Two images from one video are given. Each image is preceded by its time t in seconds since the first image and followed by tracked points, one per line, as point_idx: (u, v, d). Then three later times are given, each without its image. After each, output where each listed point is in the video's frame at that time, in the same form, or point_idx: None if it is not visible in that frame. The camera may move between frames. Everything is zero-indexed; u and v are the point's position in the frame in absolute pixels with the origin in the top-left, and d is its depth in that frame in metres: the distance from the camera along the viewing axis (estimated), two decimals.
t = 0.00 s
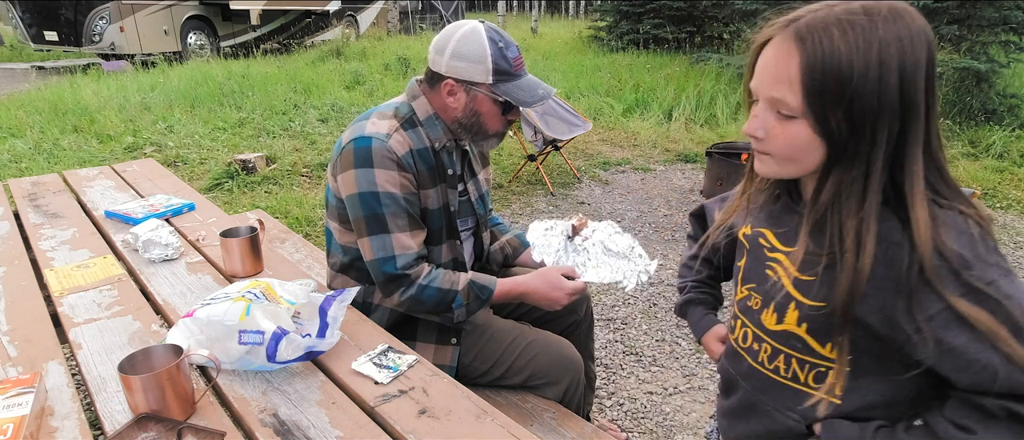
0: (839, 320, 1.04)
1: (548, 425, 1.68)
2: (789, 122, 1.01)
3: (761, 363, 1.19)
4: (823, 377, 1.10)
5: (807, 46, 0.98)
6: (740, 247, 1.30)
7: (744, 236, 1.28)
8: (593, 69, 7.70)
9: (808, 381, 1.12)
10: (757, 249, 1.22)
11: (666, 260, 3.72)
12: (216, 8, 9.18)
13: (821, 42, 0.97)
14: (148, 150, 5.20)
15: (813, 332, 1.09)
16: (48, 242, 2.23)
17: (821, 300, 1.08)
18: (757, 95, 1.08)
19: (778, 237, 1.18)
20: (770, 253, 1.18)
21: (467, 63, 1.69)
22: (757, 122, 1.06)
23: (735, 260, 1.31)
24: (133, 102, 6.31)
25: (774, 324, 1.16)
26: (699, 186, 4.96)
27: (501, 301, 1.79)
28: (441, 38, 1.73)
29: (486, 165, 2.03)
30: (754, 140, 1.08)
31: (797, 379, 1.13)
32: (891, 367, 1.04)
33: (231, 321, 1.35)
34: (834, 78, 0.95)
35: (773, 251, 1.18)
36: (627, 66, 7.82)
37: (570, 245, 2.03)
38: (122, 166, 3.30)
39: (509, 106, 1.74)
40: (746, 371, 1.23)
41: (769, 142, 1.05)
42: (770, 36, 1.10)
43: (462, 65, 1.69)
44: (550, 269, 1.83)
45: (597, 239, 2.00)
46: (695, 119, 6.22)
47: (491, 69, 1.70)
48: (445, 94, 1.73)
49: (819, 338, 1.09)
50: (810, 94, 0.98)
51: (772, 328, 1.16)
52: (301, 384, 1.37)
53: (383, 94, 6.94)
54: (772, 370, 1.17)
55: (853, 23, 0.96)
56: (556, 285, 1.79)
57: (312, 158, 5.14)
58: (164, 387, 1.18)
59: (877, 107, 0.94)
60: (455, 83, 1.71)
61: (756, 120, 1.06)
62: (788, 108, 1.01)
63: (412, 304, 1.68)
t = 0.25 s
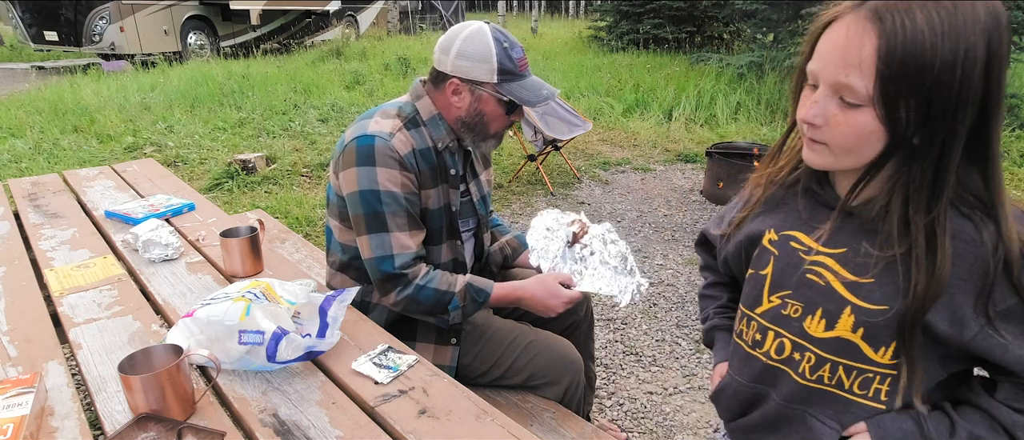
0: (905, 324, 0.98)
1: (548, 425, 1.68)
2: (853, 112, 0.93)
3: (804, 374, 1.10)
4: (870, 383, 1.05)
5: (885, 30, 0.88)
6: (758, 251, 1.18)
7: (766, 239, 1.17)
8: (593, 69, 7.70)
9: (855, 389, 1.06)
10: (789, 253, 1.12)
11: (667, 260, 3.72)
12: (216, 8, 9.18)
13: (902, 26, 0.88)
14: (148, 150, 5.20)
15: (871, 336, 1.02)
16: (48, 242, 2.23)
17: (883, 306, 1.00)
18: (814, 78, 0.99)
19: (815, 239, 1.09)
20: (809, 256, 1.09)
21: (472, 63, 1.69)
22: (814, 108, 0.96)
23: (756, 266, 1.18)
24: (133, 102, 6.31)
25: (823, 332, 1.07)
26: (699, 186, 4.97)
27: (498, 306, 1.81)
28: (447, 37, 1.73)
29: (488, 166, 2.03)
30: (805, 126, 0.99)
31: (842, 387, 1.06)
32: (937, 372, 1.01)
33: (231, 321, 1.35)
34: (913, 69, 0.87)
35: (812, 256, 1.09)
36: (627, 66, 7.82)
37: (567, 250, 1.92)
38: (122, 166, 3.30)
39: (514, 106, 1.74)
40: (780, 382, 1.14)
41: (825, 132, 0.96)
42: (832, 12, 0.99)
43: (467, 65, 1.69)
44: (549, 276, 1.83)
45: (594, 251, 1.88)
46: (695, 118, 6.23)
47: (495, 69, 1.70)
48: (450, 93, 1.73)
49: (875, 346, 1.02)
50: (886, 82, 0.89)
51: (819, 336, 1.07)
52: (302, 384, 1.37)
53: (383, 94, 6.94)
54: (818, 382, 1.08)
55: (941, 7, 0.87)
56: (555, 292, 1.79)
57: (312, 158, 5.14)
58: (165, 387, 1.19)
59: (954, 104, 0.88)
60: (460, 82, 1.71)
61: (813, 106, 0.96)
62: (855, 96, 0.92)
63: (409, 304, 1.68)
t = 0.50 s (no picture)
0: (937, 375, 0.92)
1: (548, 425, 1.68)
2: (903, 114, 0.82)
3: (824, 409, 1.05)
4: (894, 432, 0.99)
5: (940, 28, 0.79)
6: (802, 271, 1.11)
7: (811, 258, 1.09)
8: (593, 69, 7.70)
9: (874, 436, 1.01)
10: (831, 279, 1.04)
11: (667, 260, 3.72)
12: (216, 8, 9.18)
13: (959, 23, 0.78)
14: (148, 150, 5.20)
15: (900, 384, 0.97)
16: (48, 242, 2.23)
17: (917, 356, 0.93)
18: (862, 82, 0.89)
19: (861, 268, 1.01)
20: (851, 286, 1.01)
21: (475, 61, 1.68)
22: (860, 112, 0.87)
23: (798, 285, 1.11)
24: (133, 102, 6.31)
25: (852, 370, 1.01)
26: (699, 186, 4.97)
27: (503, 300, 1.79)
28: (449, 36, 1.73)
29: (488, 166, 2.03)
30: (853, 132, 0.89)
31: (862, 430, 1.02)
32: (971, 429, 0.95)
33: (231, 321, 1.35)
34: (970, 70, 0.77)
35: (854, 285, 1.01)
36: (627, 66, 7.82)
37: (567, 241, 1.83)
38: (122, 166, 3.30)
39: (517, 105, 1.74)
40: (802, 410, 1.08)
41: (871, 137, 0.86)
42: (883, 12, 0.91)
43: (470, 63, 1.68)
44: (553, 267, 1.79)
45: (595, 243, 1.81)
46: (695, 118, 6.23)
47: (498, 68, 1.70)
48: (453, 92, 1.73)
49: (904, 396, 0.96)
50: (937, 79, 0.79)
51: (847, 372, 1.02)
52: (301, 384, 1.37)
53: (383, 94, 6.94)
54: (836, 420, 1.03)
55: None
56: (557, 281, 1.76)
57: (312, 158, 5.14)
58: (165, 387, 1.18)
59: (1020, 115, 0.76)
60: (462, 81, 1.71)
61: (859, 109, 0.87)
62: (903, 96, 0.82)
63: (413, 301, 1.68)
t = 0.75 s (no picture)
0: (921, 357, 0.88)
1: (548, 425, 1.68)
2: (903, 108, 0.82)
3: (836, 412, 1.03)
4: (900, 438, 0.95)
5: (941, 26, 0.80)
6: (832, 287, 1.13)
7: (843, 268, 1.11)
8: (593, 69, 7.70)
9: None
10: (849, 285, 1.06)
11: (667, 260, 3.72)
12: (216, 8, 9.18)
13: (959, 24, 0.79)
14: (148, 150, 5.20)
15: (896, 380, 0.93)
16: (48, 242, 2.23)
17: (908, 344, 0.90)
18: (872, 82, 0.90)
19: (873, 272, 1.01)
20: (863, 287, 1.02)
21: (475, 60, 1.68)
22: (866, 109, 0.87)
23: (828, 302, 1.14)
24: (133, 102, 6.31)
25: (858, 368, 0.99)
26: (699, 186, 4.97)
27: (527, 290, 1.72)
28: (449, 36, 1.72)
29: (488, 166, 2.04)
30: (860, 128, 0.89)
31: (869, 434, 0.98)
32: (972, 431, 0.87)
33: (231, 321, 1.35)
34: (964, 69, 0.77)
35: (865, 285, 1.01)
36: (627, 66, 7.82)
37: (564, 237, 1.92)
38: (122, 166, 3.30)
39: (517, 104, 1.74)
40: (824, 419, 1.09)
41: (876, 131, 0.86)
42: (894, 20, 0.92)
43: (470, 62, 1.68)
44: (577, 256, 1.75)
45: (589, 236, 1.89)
46: (695, 118, 6.22)
47: (498, 66, 1.70)
48: (453, 91, 1.72)
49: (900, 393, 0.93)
50: (937, 73, 0.79)
51: (854, 371, 1.00)
52: (301, 384, 1.37)
53: (383, 94, 6.94)
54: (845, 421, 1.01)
55: None
56: (582, 269, 1.71)
57: (312, 158, 5.14)
58: (165, 387, 1.18)
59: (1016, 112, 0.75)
60: (462, 80, 1.71)
61: (865, 106, 0.87)
62: (905, 91, 0.82)
63: (431, 294, 1.63)
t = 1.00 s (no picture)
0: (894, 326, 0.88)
1: (548, 425, 1.68)
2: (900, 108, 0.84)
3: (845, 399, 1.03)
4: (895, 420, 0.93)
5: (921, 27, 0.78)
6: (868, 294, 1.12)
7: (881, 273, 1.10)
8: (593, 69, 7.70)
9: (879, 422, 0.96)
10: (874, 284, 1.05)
11: (667, 260, 3.72)
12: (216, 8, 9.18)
13: (928, 26, 0.76)
14: (148, 150, 5.20)
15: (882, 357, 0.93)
16: (48, 242, 2.23)
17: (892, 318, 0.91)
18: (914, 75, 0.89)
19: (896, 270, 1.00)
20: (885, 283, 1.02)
21: (475, 60, 1.68)
22: (895, 107, 0.89)
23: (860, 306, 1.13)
24: (133, 102, 6.31)
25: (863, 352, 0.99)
26: (699, 187, 4.97)
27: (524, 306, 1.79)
28: (449, 35, 1.72)
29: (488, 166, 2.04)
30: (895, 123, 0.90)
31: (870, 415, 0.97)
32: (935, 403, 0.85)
33: (231, 321, 1.35)
34: (927, 67, 0.75)
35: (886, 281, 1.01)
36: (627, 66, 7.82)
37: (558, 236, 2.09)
38: (121, 166, 3.30)
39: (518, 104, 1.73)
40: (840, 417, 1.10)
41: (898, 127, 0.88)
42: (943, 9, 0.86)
43: (471, 62, 1.68)
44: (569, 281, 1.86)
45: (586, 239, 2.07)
46: (695, 118, 6.22)
47: (498, 66, 1.70)
48: (453, 90, 1.72)
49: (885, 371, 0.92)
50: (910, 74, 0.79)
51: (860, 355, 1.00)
52: (302, 384, 1.37)
53: (383, 94, 6.94)
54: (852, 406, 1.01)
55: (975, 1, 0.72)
56: (576, 295, 1.82)
57: (312, 158, 5.14)
58: (165, 387, 1.18)
59: (967, 108, 0.73)
60: (463, 80, 1.70)
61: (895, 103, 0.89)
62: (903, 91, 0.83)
63: (434, 298, 1.63)
